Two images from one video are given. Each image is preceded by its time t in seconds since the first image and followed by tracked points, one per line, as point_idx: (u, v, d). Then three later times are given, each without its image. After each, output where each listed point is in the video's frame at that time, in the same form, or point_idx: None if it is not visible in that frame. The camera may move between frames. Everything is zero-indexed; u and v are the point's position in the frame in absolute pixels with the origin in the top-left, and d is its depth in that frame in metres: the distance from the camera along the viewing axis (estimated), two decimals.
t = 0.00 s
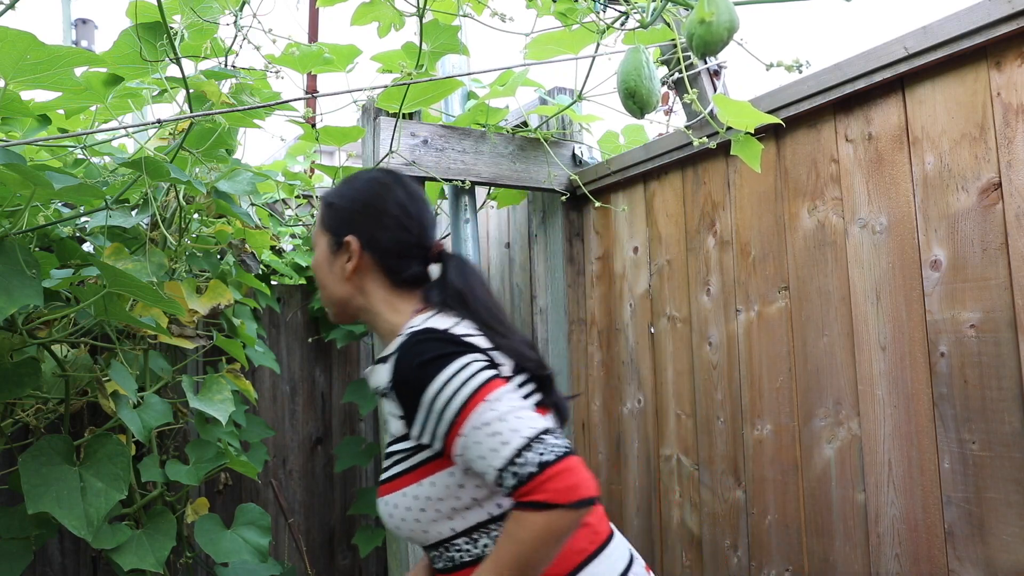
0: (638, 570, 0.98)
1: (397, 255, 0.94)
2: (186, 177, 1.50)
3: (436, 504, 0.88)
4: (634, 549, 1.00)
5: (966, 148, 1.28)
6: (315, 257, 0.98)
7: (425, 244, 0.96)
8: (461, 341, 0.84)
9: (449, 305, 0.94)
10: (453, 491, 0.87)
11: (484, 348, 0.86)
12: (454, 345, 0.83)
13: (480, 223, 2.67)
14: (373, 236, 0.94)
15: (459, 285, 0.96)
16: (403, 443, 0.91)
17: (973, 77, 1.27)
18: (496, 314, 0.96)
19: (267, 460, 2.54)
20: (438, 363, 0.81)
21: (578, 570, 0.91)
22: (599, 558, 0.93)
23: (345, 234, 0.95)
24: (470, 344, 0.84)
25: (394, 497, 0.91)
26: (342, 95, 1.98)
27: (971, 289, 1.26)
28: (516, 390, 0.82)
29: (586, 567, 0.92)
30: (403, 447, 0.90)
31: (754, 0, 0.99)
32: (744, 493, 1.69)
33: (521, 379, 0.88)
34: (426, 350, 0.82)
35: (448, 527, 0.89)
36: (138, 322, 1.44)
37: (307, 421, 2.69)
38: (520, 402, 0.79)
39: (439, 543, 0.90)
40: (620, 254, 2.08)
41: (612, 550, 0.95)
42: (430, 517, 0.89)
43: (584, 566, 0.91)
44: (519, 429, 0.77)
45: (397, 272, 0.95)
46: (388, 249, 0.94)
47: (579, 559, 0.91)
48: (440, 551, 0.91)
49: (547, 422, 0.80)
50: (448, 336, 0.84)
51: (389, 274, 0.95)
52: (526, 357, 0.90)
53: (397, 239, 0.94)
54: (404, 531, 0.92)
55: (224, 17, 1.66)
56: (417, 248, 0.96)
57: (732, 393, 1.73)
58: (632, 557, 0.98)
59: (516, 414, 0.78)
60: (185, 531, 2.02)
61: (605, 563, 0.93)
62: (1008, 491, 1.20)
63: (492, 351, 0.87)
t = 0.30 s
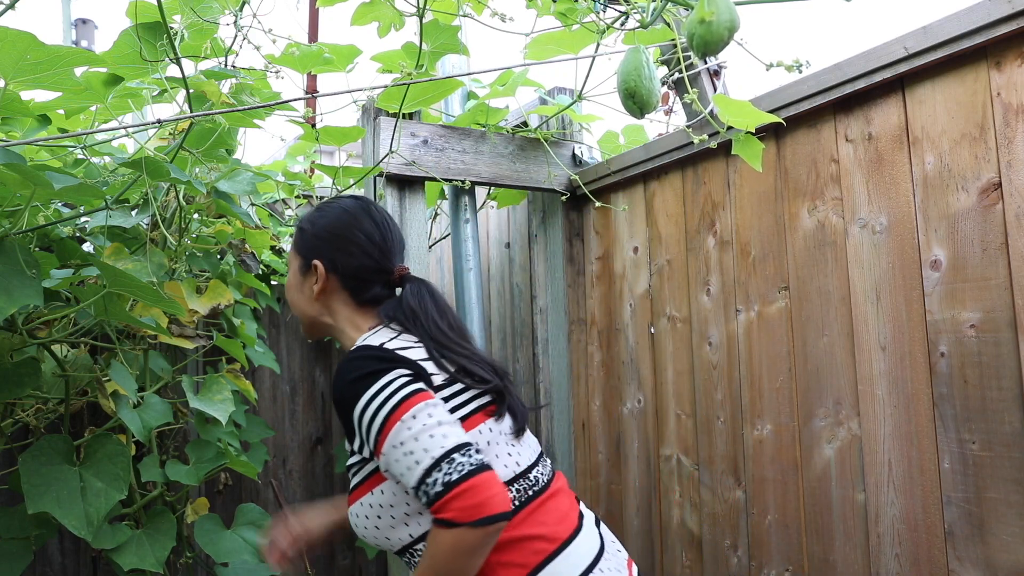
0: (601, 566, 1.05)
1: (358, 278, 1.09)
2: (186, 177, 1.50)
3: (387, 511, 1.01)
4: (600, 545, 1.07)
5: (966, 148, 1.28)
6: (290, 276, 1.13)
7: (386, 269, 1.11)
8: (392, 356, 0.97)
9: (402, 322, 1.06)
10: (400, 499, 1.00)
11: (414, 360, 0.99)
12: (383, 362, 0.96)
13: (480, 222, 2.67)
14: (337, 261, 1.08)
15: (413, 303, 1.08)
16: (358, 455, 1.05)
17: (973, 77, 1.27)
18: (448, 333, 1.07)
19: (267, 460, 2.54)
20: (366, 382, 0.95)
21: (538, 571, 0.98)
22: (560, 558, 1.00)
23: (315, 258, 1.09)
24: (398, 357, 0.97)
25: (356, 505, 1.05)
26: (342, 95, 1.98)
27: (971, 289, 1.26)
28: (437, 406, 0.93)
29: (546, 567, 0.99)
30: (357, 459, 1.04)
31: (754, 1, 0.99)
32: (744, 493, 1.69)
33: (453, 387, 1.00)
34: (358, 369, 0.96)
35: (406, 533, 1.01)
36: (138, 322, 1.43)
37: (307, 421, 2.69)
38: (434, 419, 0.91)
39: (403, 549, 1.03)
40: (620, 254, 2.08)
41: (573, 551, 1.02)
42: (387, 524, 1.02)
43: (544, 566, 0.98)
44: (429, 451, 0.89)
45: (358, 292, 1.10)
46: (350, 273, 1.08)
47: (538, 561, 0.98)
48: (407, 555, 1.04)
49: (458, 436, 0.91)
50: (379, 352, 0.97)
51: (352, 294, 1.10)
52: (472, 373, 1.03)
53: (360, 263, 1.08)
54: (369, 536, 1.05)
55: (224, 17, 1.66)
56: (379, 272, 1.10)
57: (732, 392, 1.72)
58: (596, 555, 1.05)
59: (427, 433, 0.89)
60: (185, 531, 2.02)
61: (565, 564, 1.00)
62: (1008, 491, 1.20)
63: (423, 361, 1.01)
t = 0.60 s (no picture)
0: (577, 565, 1.04)
1: (349, 274, 1.09)
2: (186, 177, 1.50)
3: (370, 509, 1.02)
4: (576, 542, 1.07)
5: (966, 148, 1.28)
6: (285, 267, 1.14)
7: (379, 267, 1.10)
8: (381, 358, 0.98)
9: (391, 327, 1.06)
10: (383, 497, 1.01)
11: (402, 362, 1.00)
12: (370, 363, 0.98)
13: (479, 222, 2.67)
14: (329, 257, 1.08)
15: (403, 307, 1.08)
16: (343, 454, 1.06)
17: (973, 77, 1.27)
18: (437, 338, 1.08)
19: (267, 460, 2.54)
20: (355, 383, 0.96)
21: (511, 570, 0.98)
22: (533, 557, 1.00)
23: (309, 251, 1.10)
24: (388, 359, 0.98)
25: (339, 501, 1.06)
26: (343, 95, 1.98)
27: (971, 289, 1.26)
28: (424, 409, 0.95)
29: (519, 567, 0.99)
30: (342, 458, 1.05)
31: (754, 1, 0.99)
32: (744, 493, 1.69)
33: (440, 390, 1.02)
34: (347, 369, 0.97)
35: (388, 530, 1.03)
36: (138, 322, 1.43)
37: (307, 421, 2.69)
38: (421, 422, 0.92)
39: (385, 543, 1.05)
40: (620, 254, 2.08)
41: (546, 551, 1.01)
42: (370, 521, 1.03)
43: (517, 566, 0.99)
44: (415, 453, 0.90)
45: (349, 289, 1.10)
46: (341, 269, 1.09)
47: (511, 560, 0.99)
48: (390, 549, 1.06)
49: (444, 440, 0.92)
50: (367, 354, 0.99)
51: (344, 290, 1.10)
52: (458, 377, 1.04)
53: (352, 260, 1.08)
54: (352, 531, 1.07)
55: (224, 17, 1.66)
56: (372, 271, 1.10)
57: (732, 392, 1.73)
58: (572, 552, 1.05)
59: (414, 436, 0.91)
60: (185, 531, 2.02)
61: (538, 563, 1.00)
62: (1008, 491, 1.20)
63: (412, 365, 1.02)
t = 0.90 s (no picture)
0: (539, 560, 1.07)
1: (307, 294, 1.05)
2: (186, 177, 1.50)
3: (343, 520, 1.02)
4: (538, 537, 1.09)
5: (966, 148, 1.28)
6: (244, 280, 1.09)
7: (338, 286, 1.06)
8: (346, 375, 0.98)
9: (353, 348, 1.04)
10: (356, 508, 1.01)
11: (368, 376, 1.00)
12: (336, 381, 0.98)
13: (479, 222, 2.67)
14: (285, 277, 1.04)
15: (363, 329, 1.05)
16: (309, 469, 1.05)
17: (973, 77, 1.27)
18: (400, 357, 1.06)
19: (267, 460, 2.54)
20: (325, 401, 0.96)
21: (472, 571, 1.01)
22: (494, 556, 1.03)
23: (266, 268, 1.06)
24: (356, 375, 0.99)
25: (310, 515, 1.05)
26: (342, 95, 1.98)
27: (971, 289, 1.26)
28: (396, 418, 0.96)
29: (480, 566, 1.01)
30: (310, 473, 1.04)
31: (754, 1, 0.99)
32: (744, 493, 1.69)
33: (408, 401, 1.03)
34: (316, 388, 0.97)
35: (361, 537, 1.03)
36: (138, 322, 1.43)
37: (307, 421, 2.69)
38: (396, 431, 0.93)
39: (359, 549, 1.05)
40: (620, 254, 2.08)
41: (506, 549, 1.04)
42: (342, 532, 1.03)
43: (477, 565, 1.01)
44: (393, 461, 0.91)
45: (309, 307, 1.07)
46: (298, 288, 1.05)
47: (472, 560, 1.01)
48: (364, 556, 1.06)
49: (420, 447, 0.93)
50: (333, 373, 0.99)
51: (305, 308, 1.07)
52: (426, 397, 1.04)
53: (306, 280, 1.04)
54: (325, 542, 1.06)
55: (224, 17, 1.66)
56: (331, 290, 1.06)
57: (732, 392, 1.72)
58: (533, 548, 1.07)
59: (391, 444, 0.92)
60: (185, 531, 2.02)
61: (499, 562, 1.03)
62: (1008, 491, 1.20)
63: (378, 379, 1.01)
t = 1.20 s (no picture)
0: (508, 558, 1.10)
1: (274, 307, 1.09)
2: (186, 177, 1.49)
3: (313, 530, 1.05)
4: (507, 536, 1.12)
5: (967, 148, 1.28)
6: (214, 289, 1.12)
7: (305, 300, 1.10)
8: (311, 390, 1.01)
9: (320, 362, 1.07)
10: (325, 518, 1.05)
11: (333, 391, 1.03)
12: (302, 397, 1.00)
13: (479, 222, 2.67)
14: (253, 291, 1.07)
15: (329, 345, 1.09)
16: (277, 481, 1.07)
17: (973, 77, 1.27)
18: (366, 373, 1.09)
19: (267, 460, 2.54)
20: (292, 416, 0.99)
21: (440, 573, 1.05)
22: (462, 558, 1.06)
23: (235, 281, 1.09)
24: (321, 390, 1.01)
25: (281, 525, 1.08)
26: (342, 95, 1.98)
27: (971, 289, 1.26)
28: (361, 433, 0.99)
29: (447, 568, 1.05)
30: (279, 485, 1.06)
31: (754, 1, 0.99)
32: (744, 493, 1.69)
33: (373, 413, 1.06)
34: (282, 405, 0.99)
35: (332, 544, 1.07)
36: (138, 322, 1.43)
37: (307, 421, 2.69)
38: (361, 446, 0.96)
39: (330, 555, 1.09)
40: (620, 254, 2.08)
41: (474, 550, 1.07)
42: (312, 540, 1.07)
43: (446, 568, 1.05)
44: (357, 476, 0.94)
45: (276, 320, 1.10)
46: (266, 302, 1.08)
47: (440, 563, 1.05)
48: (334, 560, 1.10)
49: (385, 461, 0.97)
50: (298, 389, 1.01)
51: (272, 322, 1.11)
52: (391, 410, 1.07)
53: (273, 294, 1.07)
54: (297, 549, 1.10)
55: (224, 17, 1.66)
56: (298, 305, 1.10)
57: (732, 391, 1.72)
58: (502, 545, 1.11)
59: (355, 460, 0.95)
60: (185, 531, 2.02)
61: (467, 563, 1.06)
62: (1008, 491, 1.20)
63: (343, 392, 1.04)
